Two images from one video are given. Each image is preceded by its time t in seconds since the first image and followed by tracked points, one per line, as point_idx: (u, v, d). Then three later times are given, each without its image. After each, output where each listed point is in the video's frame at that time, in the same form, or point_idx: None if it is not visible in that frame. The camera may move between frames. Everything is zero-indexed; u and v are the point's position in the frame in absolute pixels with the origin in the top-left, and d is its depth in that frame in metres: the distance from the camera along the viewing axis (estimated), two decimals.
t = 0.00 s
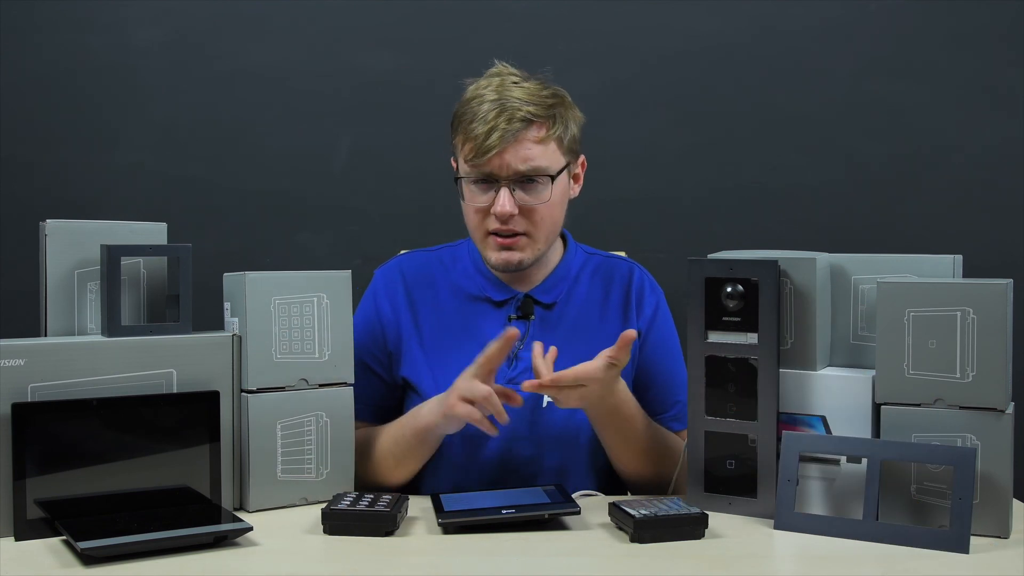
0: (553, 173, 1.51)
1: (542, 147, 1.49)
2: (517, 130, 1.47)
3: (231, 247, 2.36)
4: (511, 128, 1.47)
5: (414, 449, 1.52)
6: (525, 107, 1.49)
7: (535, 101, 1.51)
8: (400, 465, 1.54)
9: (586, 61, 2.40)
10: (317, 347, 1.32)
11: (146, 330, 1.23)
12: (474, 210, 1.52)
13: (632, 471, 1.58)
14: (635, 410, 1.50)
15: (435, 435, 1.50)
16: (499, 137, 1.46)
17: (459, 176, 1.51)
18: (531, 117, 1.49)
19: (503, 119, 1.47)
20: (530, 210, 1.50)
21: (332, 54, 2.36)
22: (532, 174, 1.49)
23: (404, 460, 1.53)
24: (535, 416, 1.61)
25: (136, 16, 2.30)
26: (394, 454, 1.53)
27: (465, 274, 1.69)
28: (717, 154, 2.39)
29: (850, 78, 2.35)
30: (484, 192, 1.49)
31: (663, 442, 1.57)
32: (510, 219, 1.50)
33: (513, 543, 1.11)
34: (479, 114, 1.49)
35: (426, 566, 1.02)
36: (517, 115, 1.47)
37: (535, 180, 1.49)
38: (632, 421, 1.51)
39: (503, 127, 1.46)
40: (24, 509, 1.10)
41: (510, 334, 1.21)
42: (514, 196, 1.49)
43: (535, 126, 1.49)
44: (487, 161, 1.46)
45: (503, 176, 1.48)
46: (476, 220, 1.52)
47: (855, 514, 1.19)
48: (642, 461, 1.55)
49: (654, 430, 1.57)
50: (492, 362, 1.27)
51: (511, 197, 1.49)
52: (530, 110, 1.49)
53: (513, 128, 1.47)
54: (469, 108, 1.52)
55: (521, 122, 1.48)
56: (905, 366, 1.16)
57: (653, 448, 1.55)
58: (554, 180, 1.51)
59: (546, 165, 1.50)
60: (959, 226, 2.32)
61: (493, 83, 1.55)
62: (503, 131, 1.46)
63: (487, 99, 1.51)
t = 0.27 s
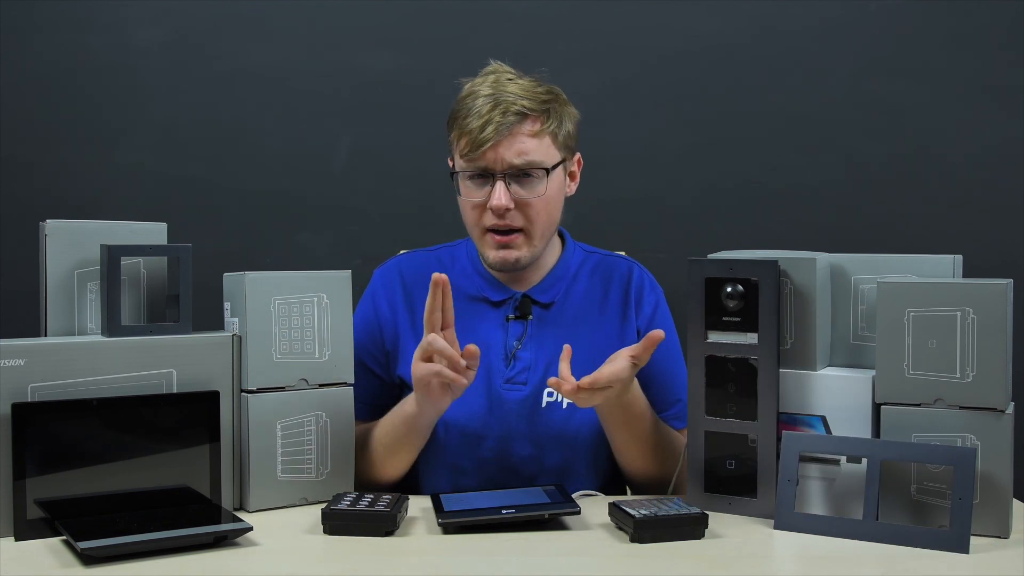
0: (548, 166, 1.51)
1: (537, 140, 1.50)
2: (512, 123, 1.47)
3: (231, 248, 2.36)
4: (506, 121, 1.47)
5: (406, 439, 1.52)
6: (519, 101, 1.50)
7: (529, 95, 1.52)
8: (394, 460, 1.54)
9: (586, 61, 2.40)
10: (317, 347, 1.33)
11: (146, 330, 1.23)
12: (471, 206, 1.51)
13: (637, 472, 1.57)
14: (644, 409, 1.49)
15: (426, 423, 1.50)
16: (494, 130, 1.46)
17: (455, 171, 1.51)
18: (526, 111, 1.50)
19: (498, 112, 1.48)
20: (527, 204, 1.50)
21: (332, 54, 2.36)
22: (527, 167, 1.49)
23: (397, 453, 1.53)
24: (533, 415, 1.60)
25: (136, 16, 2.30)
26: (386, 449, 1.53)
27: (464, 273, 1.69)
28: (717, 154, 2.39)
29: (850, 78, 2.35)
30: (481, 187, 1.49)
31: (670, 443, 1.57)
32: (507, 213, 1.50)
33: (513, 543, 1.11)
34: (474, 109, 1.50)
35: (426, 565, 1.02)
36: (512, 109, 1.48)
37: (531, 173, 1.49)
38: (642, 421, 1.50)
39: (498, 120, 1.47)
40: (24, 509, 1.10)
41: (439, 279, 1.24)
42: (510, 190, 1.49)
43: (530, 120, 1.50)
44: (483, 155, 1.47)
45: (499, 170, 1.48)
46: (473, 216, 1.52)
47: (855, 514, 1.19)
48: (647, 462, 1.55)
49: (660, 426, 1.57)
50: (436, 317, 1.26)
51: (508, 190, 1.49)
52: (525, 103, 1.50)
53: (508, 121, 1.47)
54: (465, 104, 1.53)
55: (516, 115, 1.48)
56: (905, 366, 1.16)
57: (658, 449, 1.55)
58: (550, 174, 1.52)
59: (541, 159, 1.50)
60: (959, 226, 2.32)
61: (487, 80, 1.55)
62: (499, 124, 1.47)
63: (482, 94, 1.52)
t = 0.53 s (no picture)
0: (544, 160, 1.51)
1: (532, 135, 1.51)
2: (507, 117, 1.49)
3: (231, 248, 2.36)
4: (501, 114, 1.49)
5: (417, 443, 1.53)
6: (515, 96, 1.52)
7: (526, 91, 1.54)
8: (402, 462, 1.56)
9: (586, 61, 2.40)
10: (317, 347, 1.32)
11: (146, 330, 1.23)
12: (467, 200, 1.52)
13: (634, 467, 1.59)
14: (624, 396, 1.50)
15: (440, 432, 1.50)
16: (489, 124, 1.48)
17: (452, 167, 1.53)
18: (522, 105, 1.52)
19: (494, 107, 1.50)
20: (523, 197, 1.50)
21: (332, 54, 2.36)
22: (523, 161, 1.50)
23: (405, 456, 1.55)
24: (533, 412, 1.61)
25: (136, 16, 2.30)
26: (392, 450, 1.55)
27: (464, 272, 1.70)
28: (717, 154, 2.40)
29: (850, 78, 2.35)
30: (477, 181, 1.50)
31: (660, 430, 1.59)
32: (502, 206, 1.49)
33: (513, 543, 1.11)
34: (471, 104, 1.52)
35: (426, 566, 1.02)
36: (507, 103, 1.50)
37: (527, 166, 1.50)
38: (625, 411, 1.51)
39: (493, 114, 1.49)
40: (24, 509, 1.10)
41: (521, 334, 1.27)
42: (505, 183, 1.49)
43: (526, 115, 1.52)
44: (478, 148, 1.48)
45: (494, 163, 1.49)
46: (469, 210, 1.52)
47: (855, 514, 1.19)
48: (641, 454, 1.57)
49: (648, 416, 1.58)
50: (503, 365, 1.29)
51: (503, 183, 1.48)
52: (520, 98, 1.52)
53: (504, 115, 1.49)
54: (462, 100, 1.55)
55: (511, 109, 1.50)
56: (905, 366, 1.16)
57: (649, 437, 1.56)
58: (546, 168, 1.52)
59: (537, 153, 1.51)
60: (959, 226, 2.33)
61: (484, 77, 1.57)
62: (494, 118, 1.48)
63: (478, 90, 1.54)
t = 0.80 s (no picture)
0: (551, 159, 1.51)
1: (539, 134, 1.51)
2: (514, 116, 1.49)
3: (231, 248, 2.35)
4: (508, 114, 1.48)
5: (415, 444, 1.58)
6: (521, 94, 1.51)
7: (532, 89, 1.53)
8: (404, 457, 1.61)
9: (586, 62, 2.40)
10: (317, 347, 1.32)
11: (146, 330, 1.23)
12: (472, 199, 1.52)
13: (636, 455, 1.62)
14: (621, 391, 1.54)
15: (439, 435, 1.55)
16: (496, 123, 1.47)
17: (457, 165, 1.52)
18: (528, 104, 1.51)
19: (500, 106, 1.49)
20: (530, 197, 1.51)
21: (332, 54, 2.36)
22: (530, 161, 1.50)
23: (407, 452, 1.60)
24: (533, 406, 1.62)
25: (136, 16, 2.30)
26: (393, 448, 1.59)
27: (465, 268, 1.70)
28: (717, 154, 2.39)
29: (850, 78, 2.35)
30: (483, 179, 1.49)
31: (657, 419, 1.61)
32: (509, 206, 1.51)
33: (513, 543, 1.11)
34: (477, 102, 1.51)
35: (426, 566, 1.02)
36: (514, 102, 1.49)
37: (534, 166, 1.50)
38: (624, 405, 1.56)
39: (500, 113, 1.48)
40: (24, 509, 1.10)
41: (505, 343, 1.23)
42: (512, 182, 1.50)
43: (533, 113, 1.51)
44: (485, 147, 1.48)
45: (501, 163, 1.49)
46: (475, 209, 1.52)
47: (855, 515, 1.19)
48: (640, 444, 1.60)
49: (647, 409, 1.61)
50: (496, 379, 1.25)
51: (510, 182, 1.49)
52: (526, 97, 1.51)
53: (511, 114, 1.49)
54: (467, 98, 1.54)
55: (518, 108, 1.50)
56: (905, 366, 1.16)
57: (648, 430, 1.59)
58: (552, 168, 1.52)
59: (544, 152, 1.51)
60: (959, 226, 2.32)
61: (488, 75, 1.56)
62: (501, 117, 1.48)
63: (484, 88, 1.53)
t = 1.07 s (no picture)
0: (562, 161, 1.52)
1: (552, 136, 1.51)
2: (528, 118, 1.49)
3: (231, 247, 2.35)
4: (521, 115, 1.49)
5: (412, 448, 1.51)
6: (534, 96, 1.51)
7: (544, 92, 1.53)
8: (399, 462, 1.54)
9: (586, 61, 2.40)
10: (317, 346, 1.32)
11: (146, 330, 1.23)
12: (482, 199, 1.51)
13: (632, 466, 1.58)
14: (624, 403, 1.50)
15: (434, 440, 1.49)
16: (510, 124, 1.47)
17: (468, 165, 1.51)
18: (541, 106, 1.51)
19: (514, 107, 1.49)
20: (540, 198, 1.51)
21: (332, 54, 2.36)
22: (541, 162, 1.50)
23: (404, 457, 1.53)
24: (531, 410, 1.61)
25: (136, 16, 2.30)
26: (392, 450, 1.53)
27: (465, 270, 1.70)
28: (717, 154, 2.39)
29: (850, 78, 2.35)
30: (493, 179, 1.50)
31: (658, 431, 1.57)
32: (519, 206, 1.50)
33: (513, 543, 1.11)
34: (490, 103, 1.51)
35: (426, 566, 1.02)
36: (527, 104, 1.50)
37: (546, 167, 1.50)
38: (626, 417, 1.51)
39: (513, 114, 1.48)
40: (24, 509, 1.10)
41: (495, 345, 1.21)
42: (523, 183, 1.50)
43: (545, 116, 1.51)
44: (498, 147, 1.47)
45: (513, 163, 1.49)
46: (484, 210, 1.52)
47: (855, 514, 1.19)
48: (637, 455, 1.56)
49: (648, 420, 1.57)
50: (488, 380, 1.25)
51: (521, 183, 1.49)
52: (539, 99, 1.52)
53: (524, 115, 1.49)
54: (478, 99, 1.54)
55: (531, 110, 1.50)
56: (905, 366, 1.16)
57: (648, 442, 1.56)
58: (563, 170, 1.52)
59: (556, 154, 1.51)
60: (959, 226, 2.33)
61: (499, 77, 1.57)
62: (514, 118, 1.48)
63: (496, 89, 1.53)
